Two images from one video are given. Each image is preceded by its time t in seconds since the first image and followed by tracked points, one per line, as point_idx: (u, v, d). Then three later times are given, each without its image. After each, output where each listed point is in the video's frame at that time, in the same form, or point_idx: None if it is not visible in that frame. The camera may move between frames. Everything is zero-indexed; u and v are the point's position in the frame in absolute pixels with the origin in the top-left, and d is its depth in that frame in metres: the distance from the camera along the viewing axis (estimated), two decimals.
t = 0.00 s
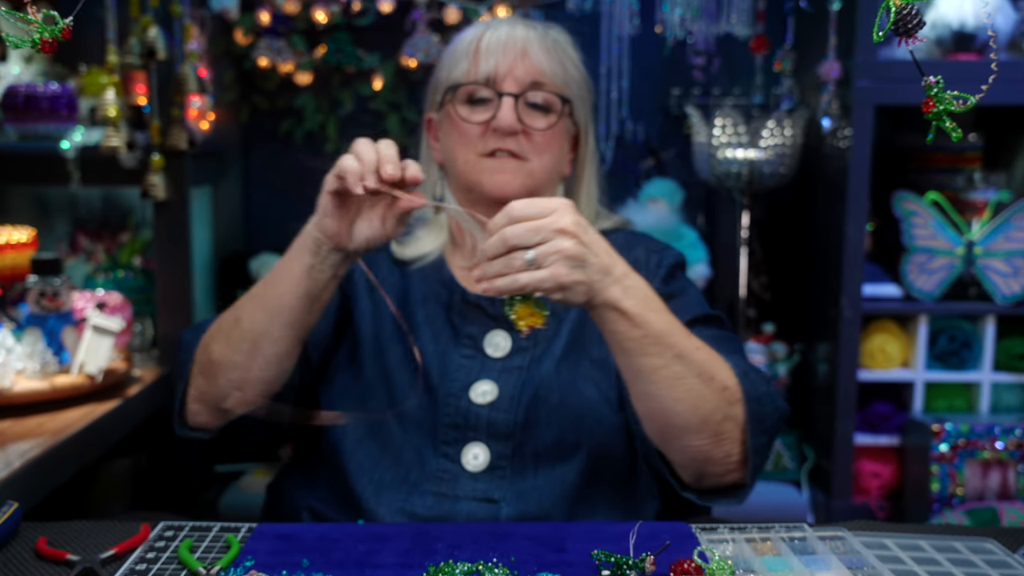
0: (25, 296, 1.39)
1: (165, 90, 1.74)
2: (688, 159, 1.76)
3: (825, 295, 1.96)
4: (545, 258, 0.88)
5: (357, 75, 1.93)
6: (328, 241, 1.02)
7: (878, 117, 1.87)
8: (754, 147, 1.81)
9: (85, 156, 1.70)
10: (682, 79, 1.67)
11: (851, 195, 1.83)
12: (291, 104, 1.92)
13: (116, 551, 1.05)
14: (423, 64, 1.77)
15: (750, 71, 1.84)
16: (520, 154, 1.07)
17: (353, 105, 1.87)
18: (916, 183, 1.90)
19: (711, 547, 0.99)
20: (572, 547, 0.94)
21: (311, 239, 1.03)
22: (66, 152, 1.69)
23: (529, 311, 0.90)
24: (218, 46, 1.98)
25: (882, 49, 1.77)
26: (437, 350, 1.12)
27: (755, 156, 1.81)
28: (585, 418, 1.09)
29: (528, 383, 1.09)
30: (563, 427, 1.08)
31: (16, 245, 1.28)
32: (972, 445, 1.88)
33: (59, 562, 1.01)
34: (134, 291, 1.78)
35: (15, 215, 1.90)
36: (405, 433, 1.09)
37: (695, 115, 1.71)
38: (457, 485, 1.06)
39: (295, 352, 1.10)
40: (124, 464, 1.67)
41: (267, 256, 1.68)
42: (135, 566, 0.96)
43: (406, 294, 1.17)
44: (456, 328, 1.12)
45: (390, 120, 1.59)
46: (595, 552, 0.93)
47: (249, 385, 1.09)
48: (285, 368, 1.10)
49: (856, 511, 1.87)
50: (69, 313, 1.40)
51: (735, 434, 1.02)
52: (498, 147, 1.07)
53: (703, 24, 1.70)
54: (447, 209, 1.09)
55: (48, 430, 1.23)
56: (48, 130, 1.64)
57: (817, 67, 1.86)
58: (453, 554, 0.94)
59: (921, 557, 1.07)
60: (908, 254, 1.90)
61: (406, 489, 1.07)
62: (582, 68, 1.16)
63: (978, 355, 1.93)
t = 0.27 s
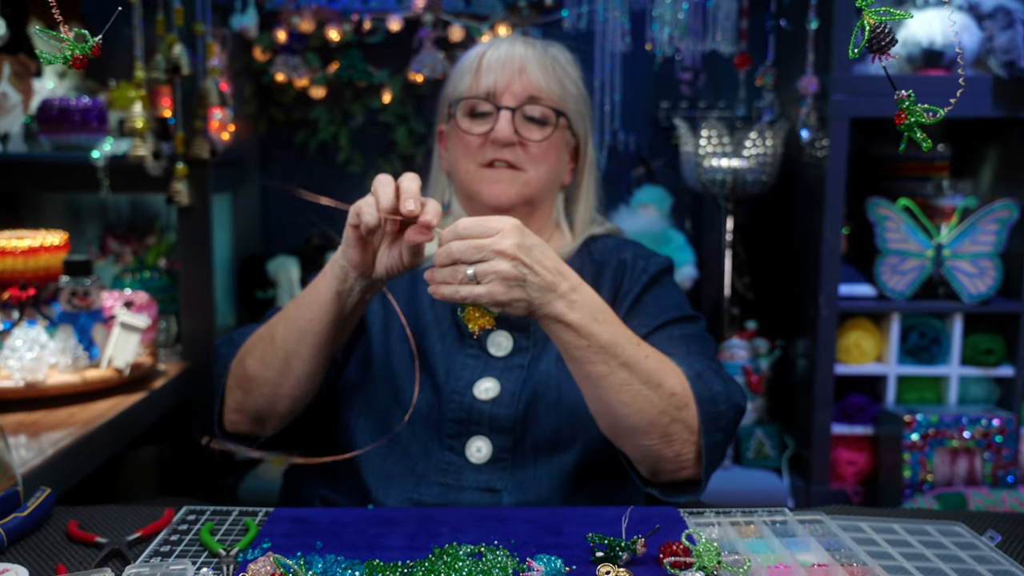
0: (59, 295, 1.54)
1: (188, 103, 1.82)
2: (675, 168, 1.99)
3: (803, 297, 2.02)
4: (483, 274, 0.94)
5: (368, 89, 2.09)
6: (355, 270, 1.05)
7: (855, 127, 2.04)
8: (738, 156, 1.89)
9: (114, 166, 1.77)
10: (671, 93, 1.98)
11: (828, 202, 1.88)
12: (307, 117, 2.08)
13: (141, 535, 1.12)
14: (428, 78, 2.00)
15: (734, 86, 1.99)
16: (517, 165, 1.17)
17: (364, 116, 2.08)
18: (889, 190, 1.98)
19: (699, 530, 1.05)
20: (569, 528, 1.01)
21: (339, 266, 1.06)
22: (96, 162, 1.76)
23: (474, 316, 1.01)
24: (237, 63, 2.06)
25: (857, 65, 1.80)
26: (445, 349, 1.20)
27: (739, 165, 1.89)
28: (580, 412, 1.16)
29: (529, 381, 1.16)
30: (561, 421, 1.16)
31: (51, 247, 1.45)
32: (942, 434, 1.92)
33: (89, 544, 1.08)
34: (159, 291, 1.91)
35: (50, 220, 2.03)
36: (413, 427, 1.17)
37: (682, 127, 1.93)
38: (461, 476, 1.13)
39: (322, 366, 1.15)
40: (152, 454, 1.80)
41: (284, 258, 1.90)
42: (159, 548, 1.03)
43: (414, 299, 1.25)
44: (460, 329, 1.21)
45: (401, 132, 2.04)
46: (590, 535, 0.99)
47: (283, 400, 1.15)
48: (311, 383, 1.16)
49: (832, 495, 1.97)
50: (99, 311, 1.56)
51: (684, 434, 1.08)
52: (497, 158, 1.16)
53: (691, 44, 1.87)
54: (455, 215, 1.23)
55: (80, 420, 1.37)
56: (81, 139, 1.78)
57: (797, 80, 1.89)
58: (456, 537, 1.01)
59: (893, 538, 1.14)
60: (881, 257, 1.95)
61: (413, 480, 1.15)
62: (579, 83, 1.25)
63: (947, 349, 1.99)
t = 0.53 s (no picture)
0: (74, 295, 1.61)
1: (199, 110, 1.92)
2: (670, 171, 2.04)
3: (794, 298, 2.10)
4: (489, 266, 0.95)
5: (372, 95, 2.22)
6: (352, 253, 1.09)
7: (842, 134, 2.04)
8: (730, 160, 1.98)
9: (127, 170, 1.88)
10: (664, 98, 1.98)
11: (818, 203, 1.97)
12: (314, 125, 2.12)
13: (152, 527, 1.15)
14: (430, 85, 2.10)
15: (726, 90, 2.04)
16: (517, 170, 1.21)
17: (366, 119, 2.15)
18: (875, 192, 2.03)
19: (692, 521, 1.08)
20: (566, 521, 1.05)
21: (339, 251, 1.11)
22: (109, 166, 1.88)
23: (462, 311, 0.99)
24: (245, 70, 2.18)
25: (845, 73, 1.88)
26: (446, 345, 1.24)
27: (731, 169, 1.98)
28: (576, 407, 1.19)
29: (528, 376, 1.20)
30: (559, 416, 1.19)
31: (64, 249, 1.59)
32: (927, 429, 1.99)
33: (102, 536, 1.13)
34: (170, 290, 2.03)
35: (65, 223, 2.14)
36: (416, 422, 1.21)
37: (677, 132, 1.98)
38: (462, 469, 1.17)
39: (325, 352, 1.21)
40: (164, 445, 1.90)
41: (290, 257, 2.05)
42: (171, 540, 1.07)
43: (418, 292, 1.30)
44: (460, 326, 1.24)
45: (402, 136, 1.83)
46: (587, 527, 1.03)
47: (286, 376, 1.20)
48: (314, 368, 1.21)
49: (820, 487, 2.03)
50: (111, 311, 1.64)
51: (679, 426, 1.12)
52: (497, 162, 1.20)
53: (685, 51, 1.90)
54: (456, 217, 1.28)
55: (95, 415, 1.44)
56: (95, 144, 1.93)
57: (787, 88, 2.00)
58: (459, 529, 1.05)
59: (881, 531, 1.18)
60: (868, 258, 2.02)
61: (415, 472, 1.18)
62: (578, 91, 1.30)
63: (933, 348, 2.05)
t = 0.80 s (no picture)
0: (94, 294, 1.71)
1: (215, 118, 2.01)
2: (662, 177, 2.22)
3: (779, 298, 2.16)
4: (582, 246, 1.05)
5: (379, 105, 2.28)
6: (356, 248, 1.11)
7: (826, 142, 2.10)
8: (719, 166, 2.06)
9: (146, 175, 1.95)
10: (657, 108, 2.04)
11: (803, 208, 2.02)
12: (323, 131, 2.25)
13: (170, 515, 1.19)
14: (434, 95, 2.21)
15: (715, 101, 2.11)
16: (516, 175, 1.28)
17: (375, 130, 2.24)
18: (858, 197, 2.12)
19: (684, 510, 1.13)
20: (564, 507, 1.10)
21: (344, 246, 1.12)
22: (129, 172, 1.94)
23: (437, 299, 0.98)
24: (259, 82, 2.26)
25: (828, 83, 1.95)
26: (448, 341, 1.31)
27: (720, 174, 2.06)
28: (573, 401, 1.26)
29: (526, 370, 1.27)
30: (557, 409, 1.25)
31: (86, 250, 1.70)
32: (907, 422, 2.07)
33: (121, 523, 1.17)
34: (188, 289, 2.11)
35: (87, 227, 2.25)
36: (420, 415, 1.28)
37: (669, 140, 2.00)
38: (464, 459, 1.23)
39: (333, 346, 1.22)
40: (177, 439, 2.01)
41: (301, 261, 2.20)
42: (187, 527, 1.12)
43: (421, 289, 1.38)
44: (462, 324, 1.31)
45: (410, 144, 2.16)
46: (584, 515, 1.07)
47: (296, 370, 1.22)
48: (323, 361, 1.23)
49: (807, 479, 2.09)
50: (131, 308, 1.73)
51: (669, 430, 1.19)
52: (498, 168, 1.28)
53: (676, 62, 1.99)
54: (460, 220, 1.40)
55: (114, 409, 1.51)
56: (115, 151, 1.99)
57: (773, 97, 2.06)
58: (461, 517, 1.10)
59: (863, 518, 1.23)
60: (850, 259, 2.09)
61: (419, 462, 1.24)
62: (576, 103, 1.37)
63: (913, 345, 2.12)
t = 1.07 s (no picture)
0: (118, 294, 1.75)
1: (230, 127, 2.25)
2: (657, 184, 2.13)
3: (765, 296, 2.25)
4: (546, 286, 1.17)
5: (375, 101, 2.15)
6: (369, 253, 1.22)
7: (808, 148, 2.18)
8: (707, 172, 2.18)
9: (167, 181, 2.15)
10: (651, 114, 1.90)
11: (786, 212, 2.13)
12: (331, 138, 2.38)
13: (188, 502, 1.26)
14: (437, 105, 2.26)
15: (704, 112, 2.11)
16: (518, 183, 1.36)
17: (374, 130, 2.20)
18: (838, 202, 2.20)
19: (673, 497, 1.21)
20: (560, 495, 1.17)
21: (357, 251, 1.23)
22: (150, 177, 2.14)
23: (456, 298, 1.06)
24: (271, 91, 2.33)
25: (809, 95, 2.03)
26: (456, 338, 1.37)
27: (708, 180, 2.19)
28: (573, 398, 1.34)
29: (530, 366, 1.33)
30: (557, 404, 1.33)
31: (109, 252, 1.80)
32: (884, 414, 2.15)
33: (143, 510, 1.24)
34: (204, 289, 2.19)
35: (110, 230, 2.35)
36: (429, 409, 1.36)
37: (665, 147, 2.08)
38: (469, 450, 1.33)
39: (348, 344, 1.34)
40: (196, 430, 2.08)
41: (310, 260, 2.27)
42: (205, 513, 1.20)
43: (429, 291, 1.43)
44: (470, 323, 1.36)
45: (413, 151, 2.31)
46: (579, 502, 1.15)
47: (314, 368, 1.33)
48: (338, 360, 1.33)
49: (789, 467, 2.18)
50: (152, 306, 1.76)
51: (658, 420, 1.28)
52: (500, 176, 1.35)
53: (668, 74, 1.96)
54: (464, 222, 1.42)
55: (137, 402, 1.60)
56: (137, 158, 2.16)
57: (758, 107, 2.19)
58: (463, 504, 1.18)
59: (842, 505, 1.31)
60: (830, 261, 2.17)
61: (427, 454, 1.34)
62: (575, 114, 1.46)
63: (889, 341, 2.21)
